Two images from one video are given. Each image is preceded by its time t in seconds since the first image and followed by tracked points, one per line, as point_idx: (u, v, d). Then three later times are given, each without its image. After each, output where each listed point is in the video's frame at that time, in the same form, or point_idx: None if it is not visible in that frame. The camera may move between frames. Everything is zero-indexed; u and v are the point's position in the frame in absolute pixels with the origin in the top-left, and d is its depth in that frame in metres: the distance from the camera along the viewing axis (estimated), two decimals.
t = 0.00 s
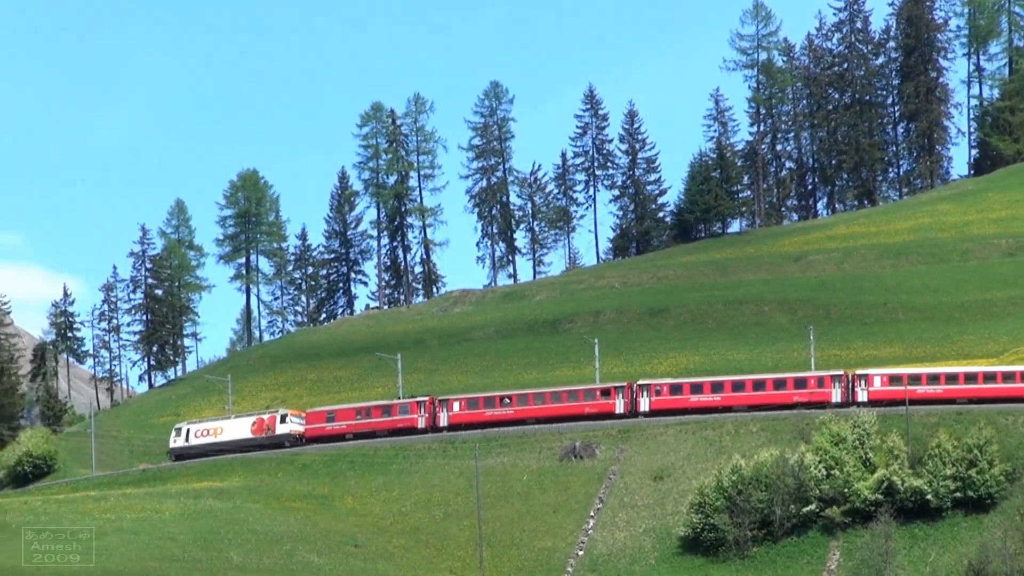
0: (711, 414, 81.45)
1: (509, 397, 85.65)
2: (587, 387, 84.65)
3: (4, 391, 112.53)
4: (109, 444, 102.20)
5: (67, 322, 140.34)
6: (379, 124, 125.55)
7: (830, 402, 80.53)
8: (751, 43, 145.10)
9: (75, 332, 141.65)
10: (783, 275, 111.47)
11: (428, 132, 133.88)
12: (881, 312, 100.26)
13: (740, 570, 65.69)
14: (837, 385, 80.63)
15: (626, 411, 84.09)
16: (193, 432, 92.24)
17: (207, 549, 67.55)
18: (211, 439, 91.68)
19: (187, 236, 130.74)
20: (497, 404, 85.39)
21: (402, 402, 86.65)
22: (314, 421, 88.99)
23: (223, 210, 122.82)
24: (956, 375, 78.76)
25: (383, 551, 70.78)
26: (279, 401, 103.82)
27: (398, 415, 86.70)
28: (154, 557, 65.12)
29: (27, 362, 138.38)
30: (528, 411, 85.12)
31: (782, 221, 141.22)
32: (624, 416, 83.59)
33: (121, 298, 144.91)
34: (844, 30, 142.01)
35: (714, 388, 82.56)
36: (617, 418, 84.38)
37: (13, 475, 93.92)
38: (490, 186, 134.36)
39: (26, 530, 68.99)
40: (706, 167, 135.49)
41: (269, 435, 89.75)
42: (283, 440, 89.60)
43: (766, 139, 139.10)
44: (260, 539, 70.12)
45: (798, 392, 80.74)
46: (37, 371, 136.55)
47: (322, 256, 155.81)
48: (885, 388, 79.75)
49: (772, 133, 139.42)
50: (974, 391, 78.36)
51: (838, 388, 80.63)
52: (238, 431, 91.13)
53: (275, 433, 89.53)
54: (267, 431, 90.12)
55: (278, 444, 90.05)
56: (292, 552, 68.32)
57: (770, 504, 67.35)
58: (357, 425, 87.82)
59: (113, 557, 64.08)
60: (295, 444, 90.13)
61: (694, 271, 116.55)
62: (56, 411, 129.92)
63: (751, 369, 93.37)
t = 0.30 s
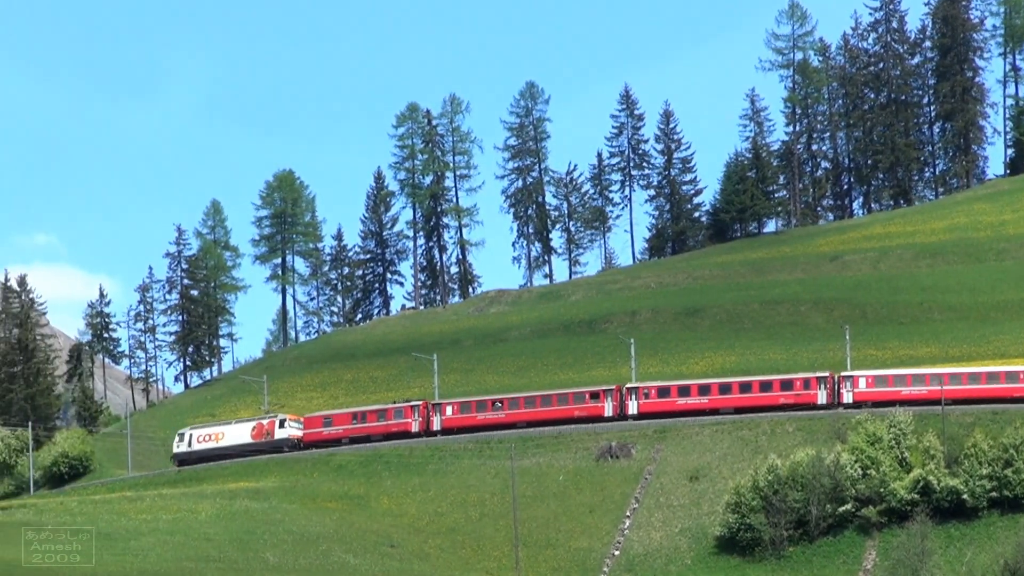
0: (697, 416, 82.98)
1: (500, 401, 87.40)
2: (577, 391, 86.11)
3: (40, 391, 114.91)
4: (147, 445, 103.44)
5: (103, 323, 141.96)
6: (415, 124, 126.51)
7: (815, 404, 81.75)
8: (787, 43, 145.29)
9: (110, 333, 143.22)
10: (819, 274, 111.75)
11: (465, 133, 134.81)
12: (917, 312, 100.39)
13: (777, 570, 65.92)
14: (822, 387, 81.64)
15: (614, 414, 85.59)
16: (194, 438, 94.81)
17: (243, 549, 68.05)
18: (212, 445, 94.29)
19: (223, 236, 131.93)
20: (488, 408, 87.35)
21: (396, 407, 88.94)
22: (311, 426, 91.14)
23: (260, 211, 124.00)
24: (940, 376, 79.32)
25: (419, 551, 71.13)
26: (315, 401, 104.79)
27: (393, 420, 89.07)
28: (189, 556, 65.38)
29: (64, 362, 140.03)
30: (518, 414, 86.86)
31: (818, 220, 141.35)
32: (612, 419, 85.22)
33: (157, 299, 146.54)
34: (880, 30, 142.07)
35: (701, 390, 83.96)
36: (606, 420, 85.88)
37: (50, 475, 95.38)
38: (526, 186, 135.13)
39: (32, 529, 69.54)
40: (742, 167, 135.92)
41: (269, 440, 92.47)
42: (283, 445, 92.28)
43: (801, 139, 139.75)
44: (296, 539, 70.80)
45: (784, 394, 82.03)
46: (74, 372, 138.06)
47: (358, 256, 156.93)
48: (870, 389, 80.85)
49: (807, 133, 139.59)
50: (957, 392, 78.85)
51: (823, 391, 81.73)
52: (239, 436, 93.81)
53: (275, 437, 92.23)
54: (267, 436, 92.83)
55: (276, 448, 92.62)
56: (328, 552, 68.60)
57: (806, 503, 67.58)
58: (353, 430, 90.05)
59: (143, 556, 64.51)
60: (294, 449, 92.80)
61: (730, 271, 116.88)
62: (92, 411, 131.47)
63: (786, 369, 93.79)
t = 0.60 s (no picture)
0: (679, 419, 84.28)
1: (486, 405, 88.84)
2: (561, 395, 87.15)
3: (69, 391, 116.21)
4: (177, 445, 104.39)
5: (132, 323, 143.09)
6: (444, 124, 127.17)
7: (795, 406, 82.88)
8: (816, 43, 145.28)
9: (139, 333, 144.31)
10: (848, 274, 111.93)
11: (493, 132, 135.44)
12: (946, 311, 100.47)
13: (806, 569, 66.10)
14: (802, 389, 82.87)
15: (597, 417, 86.80)
16: (192, 443, 96.28)
17: (273, 549, 68.75)
18: (209, 450, 95.66)
19: (251, 236, 132.91)
20: (475, 411, 88.76)
21: (386, 411, 90.08)
22: (303, 430, 92.21)
23: (289, 211, 124.90)
24: (918, 377, 81.05)
25: (447, 551, 71.26)
26: (343, 401, 105.45)
27: (383, 424, 90.11)
28: (219, 558, 65.99)
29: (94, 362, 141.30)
30: (505, 418, 88.20)
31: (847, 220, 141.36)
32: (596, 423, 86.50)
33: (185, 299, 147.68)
34: (908, 29, 142.15)
35: (682, 393, 85.33)
36: (589, 424, 86.78)
37: (79, 475, 96.49)
38: (555, 186, 135.65)
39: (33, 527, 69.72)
40: (771, 166, 136.03)
41: (263, 445, 93.93)
42: (276, 449, 93.72)
43: (830, 139, 139.71)
44: (326, 539, 71.47)
45: (764, 396, 83.17)
46: (102, 372, 139.22)
47: (387, 256, 157.74)
48: (849, 391, 82.20)
49: (835, 132, 139.65)
50: (935, 394, 80.60)
51: (803, 393, 82.90)
52: (234, 440, 95.21)
53: (269, 442, 93.72)
54: (262, 441, 94.30)
55: (269, 455, 93.99)
56: (357, 553, 69.12)
57: (836, 503, 67.80)
58: (343, 434, 91.07)
59: (172, 556, 65.26)
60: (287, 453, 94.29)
61: (759, 271, 117.08)
62: (121, 411, 132.72)
63: (815, 368, 94.10)
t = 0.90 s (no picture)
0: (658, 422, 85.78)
1: (470, 409, 89.99)
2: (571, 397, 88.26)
3: (95, 392, 117.52)
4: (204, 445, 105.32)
5: (158, 324, 144.20)
6: (470, 124, 127.87)
7: (773, 408, 84.31)
8: (842, 43, 145.46)
9: (165, 334, 145.36)
10: (875, 274, 112.15)
11: (520, 133, 136.06)
12: (972, 311, 100.64)
13: (832, 569, 66.36)
14: (780, 391, 84.11)
15: (578, 422, 87.74)
16: (188, 448, 96.84)
17: (299, 549, 69.49)
18: (204, 455, 96.21)
19: (278, 237, 133.94)
20: (459, 415, 89.89)
21: (373, 416, 91.52)
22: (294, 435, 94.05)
23: (315, 211, 125.78)
24: (894, 379, 82.57)
25: (474, 552, 71.85)
26: (369, 402, 106.13)
27: (370, 429, 91.57)
28: (246, 558, 66.74)
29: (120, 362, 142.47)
30: (488, 422, 89.32)
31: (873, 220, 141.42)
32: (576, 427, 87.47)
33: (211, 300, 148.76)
34: (934, 29, 142.23)
35: (662, 396, 86.81)
36: (570, 428, 87.82)
37: (106, 476, 97.74)
38: (581, 186, 136.15)
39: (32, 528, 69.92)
40: (797, 167, 136.14)
41: (256, 449, 94.69)
42: (269, 454, 94.46)
43: (857, 139, 139.82)
44: (352, 540, 72.18)
45: (742, 399, 84.67)
46: (129, 373, 140.27)
47: (413, 256, 158.51)
48: (826, 394, 83.75)
49: (862, 132, 139.74)
50: (912, 395, 81.96)
51: (780, 395, 84.15)
52: (228, 445, 95.88)
53: (261, 447, 94.48)
54: (254, 445, 95.00)
55: (261, 459, 94.99)
56: (383, 553, 69.76)
57: (862, 503, 68.05)
58: (333, 439, 92.90)
59: (198, 556, 66.13)
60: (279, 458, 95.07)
61: (785, 271, 117.37)
62: (147, 412, 133.83)
63: (842, 368, 94.36)
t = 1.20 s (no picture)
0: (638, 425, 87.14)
1: (454, 414, 91.32)
2: (594, 397, 88.79)
3: (120, 392, 118.71)
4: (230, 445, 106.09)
5: (183, 324, 145.05)
6: (494, 124, 128.47)
7: (750, 411, 85.98)
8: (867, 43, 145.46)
9: (190, 334, 146.25)
10: (899, 274, 112.26)
11: (545, 133, 136.55)
12: (997, 311, 100.71)
13: (856, 568, 66.70)
14: (757, 395, 85.87)
15: (559, 426, 89.14)
16: (184, 453, 95.95)
17: (324, 549, 70.17)
18: (201, 460, 95.70)
19: (302, 237, 134.79)
20: (444, 420, 91.19)
21: (360, 421, 92.66)
22: (284, 440, 94.78)
23: (340, 212, 126.56)
24: (869, 382, 84.74)
25: (499, 552, 72.39)
26: (394, 402, 106.82)
27: (358, 434, 92.73)
28: (271, 559, 67.43)
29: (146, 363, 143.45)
30: (472, 426, 90.69)
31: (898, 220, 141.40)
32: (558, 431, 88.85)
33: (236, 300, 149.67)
34: (959, 29, 142.12)
35: (640, 400, 88.23)
36: (552, 432, 89.20)
37: (130, 477, 98.71)
38: (606, 186, 136.57)
39: (30, 530, 70.68)
40: (822, 167, 136.21)
41: (249, 455, 95.03)
42: (262, 459, 94.87)
43: (881, 138, 139.94)
44: (377, 540, 72.80)
45: (720, 402, 86.31)
46: (154, 374, 141.25)
47: (438, 257, 159.14)
48: (802, 396, 85.51)
49: (887, 132, 139.82)
50: (886, 399, 84.43)
51: (757, 398, 85.88)
52: (223, 451, 95.81)
53: (254, 452, 94.85)
54: (247, 451, 95.35)
55: (255, 463, 95.51)
56: (408, 553, 70.34)
57: (887, 503, 68.31)
58: (322, 444, 93.83)
59: (223, 556, 66.91)
60: (271, 463, 95.50)
61: (810, 271, 117.51)
62: (172, 412, 134.83)
63: (868, 367, 94.54)
